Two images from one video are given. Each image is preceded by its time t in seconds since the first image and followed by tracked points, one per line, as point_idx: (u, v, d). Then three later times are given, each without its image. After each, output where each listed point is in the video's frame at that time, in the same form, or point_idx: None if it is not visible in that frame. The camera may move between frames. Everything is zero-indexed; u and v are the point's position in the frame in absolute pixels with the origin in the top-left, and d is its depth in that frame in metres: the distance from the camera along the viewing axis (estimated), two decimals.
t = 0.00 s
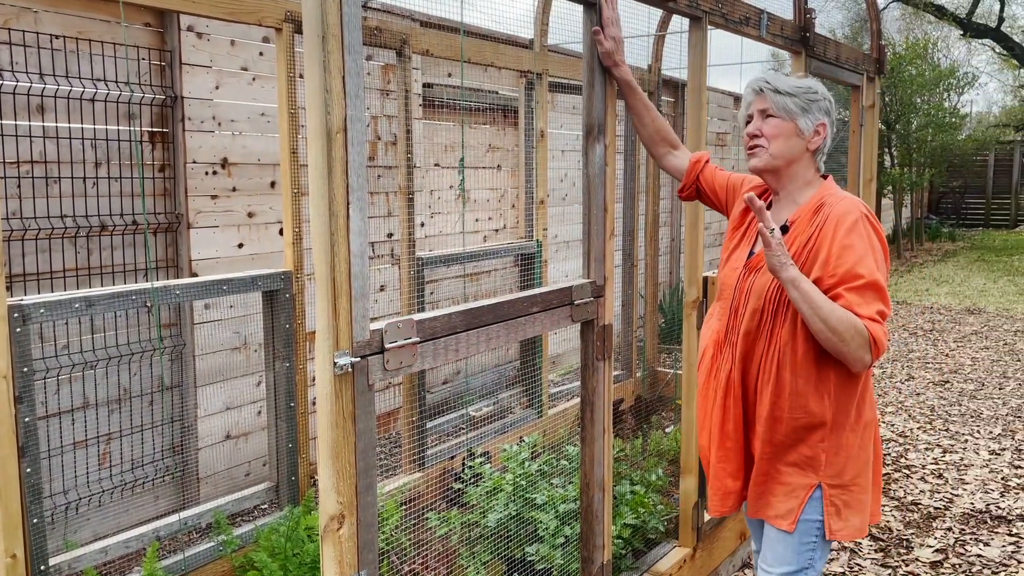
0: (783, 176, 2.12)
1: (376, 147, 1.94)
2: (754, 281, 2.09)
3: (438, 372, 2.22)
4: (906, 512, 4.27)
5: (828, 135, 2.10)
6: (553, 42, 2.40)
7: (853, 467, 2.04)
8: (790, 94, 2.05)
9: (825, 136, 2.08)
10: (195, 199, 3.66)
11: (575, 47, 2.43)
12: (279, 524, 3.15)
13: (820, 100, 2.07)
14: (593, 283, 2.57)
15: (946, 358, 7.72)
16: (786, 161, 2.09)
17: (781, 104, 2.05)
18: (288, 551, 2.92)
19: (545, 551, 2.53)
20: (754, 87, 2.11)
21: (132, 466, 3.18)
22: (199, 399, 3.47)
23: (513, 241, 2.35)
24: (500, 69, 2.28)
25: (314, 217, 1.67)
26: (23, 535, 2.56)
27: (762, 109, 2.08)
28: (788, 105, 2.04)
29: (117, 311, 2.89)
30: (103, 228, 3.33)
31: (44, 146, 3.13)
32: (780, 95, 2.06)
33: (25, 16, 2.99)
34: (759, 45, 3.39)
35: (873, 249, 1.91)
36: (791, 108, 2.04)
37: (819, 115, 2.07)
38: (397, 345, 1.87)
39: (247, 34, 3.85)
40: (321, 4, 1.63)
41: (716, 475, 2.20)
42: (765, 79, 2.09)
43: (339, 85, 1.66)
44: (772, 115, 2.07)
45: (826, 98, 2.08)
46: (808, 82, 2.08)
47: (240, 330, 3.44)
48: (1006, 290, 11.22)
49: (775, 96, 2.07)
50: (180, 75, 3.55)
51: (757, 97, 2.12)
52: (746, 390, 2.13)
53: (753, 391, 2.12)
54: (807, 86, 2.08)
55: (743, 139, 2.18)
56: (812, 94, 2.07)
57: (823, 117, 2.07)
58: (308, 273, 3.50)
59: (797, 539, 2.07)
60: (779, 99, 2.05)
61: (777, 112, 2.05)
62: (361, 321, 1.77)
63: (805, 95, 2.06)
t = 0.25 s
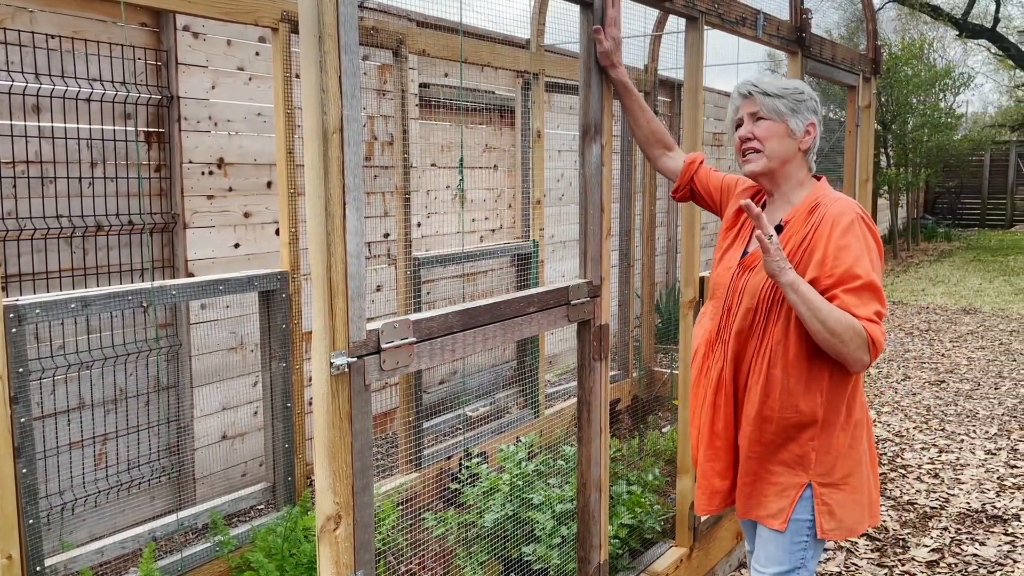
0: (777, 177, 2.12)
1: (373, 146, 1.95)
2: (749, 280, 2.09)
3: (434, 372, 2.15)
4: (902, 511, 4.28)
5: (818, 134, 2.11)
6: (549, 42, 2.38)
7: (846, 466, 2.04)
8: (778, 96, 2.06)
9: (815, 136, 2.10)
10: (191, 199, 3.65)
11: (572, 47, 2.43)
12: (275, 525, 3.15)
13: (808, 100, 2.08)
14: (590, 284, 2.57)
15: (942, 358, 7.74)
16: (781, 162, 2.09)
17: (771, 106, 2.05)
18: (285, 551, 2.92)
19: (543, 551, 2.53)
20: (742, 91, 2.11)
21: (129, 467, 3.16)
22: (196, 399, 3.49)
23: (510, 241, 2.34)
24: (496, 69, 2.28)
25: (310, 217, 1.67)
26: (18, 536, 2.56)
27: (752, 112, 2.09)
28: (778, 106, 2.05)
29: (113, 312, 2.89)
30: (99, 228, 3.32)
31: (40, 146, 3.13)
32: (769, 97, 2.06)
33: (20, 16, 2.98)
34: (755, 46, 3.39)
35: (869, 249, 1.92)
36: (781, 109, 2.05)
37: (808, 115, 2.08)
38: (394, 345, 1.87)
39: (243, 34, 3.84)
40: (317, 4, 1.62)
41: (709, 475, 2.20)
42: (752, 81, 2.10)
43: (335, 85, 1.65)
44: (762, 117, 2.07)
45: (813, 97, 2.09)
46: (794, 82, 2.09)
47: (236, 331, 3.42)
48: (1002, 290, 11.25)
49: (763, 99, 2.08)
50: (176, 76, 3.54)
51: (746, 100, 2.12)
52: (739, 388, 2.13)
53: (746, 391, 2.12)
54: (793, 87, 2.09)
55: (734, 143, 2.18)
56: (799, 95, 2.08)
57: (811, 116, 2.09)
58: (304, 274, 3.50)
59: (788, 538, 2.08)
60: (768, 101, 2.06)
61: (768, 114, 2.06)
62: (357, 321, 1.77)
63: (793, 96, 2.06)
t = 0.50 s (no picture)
0: (772, 178, 2.13)
1: (371, 147, 1.95)
2: (743, 280, 2.09)
3: (431, 372, 2.15)
4: (900, 511, 4.28)
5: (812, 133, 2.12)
6: (546, 42, 2.38)
7: (839, 466, 2.05)
8: (772, 97, 2.06)
9: (810, 136, 2.10)
10: (189, 200, 3.65)
11: (568, 47, 2.43)
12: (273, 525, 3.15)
13: (801, 101, 2.09)
14: (587, 284, 2.57)
15: (939, 358, 7.75)
16: (776, 162, 2.09)
17: (765, 108, 2.05)
18: (283, 552, 2.93)
19: (541, 551, 2.55)
20: (735, 93, 2.12)
21: (127, 468, 3.15)
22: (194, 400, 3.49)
23: (508, 241, 2.34)
24: (494, 69, 2.27)
25: (308, 217, 1.66)
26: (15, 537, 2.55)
27: (747, 114, 2.09)
28: (772, 108, 2.05)
29: (110, 312, 2.88)
30: (97, 228, 3.32)
31: (37, 146, 3.13)
32: (763, 99, 2.06)
33: (17, 16, 2.98)
34: (753, 47, 3.40)
35: (863, 249, 1.92)
36: (775, 110, 2.05)
37: (802, 115, 2.08)
38: (391, 345, 1.87)
39: (241, 34, 3.84)
40: (314, 4, 1.62)
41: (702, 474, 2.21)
42: (745, 83, 2.10)
43: (333, 86, 1.65)
44: (757, 119, 2.07)
45: (806, 97, 2.10)
46: (787, 83, 2.10)
47: (234, 331, 3.45)
48: (998, 290, 11.28)
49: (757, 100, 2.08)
50: (174, 76, 3.54)
51: (739, 102, 2.12)
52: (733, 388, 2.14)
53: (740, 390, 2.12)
54: (786, 88, 2.09)
55: (729, 144, 2.19)
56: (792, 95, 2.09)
57: (805, 116, 2.09)
58: (302, 274, 3.50)
59: (782, 540, 2.09)
60: (763, 103, 2.06)
61: (762, 116, 2.06)
62: (355, 321, 1.77)
63: (787, 97, 2.07)
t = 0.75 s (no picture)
0: (768, 178, 2.13)
1: (369, 147, 1.95)
2: (740, 280, 2.10)
3: (430, 373, 2.16)
4: (899, 512, 4.29)
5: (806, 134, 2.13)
6: (547, 43, 2.39)
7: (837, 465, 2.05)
8: (768, 99, 2.06)
9: (804, 136, 2.11)
10: (188, 200, 3.65)
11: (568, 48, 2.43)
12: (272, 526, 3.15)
13: (796, 102, 2.09)
14: (587, 284, 2.56)
15: (938, 358, 7.76)
16: (771, 163, 2.10)
17: (761, 109, 2.05)
18: (282, 553, 2.93)
19: (540, 552, 2.56)
20: (730, 95, 2.11)
21: (126, 468, 3.16)
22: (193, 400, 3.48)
23: (508, 241, 2.33)
24: (494, 70, 2.25)
25: (307, 217, 1.66)
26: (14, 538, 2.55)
27: (742, 115, 2.09)
28: (768, 110, 2.05)
29: (109, 312, 2.88)
30: (96, 228, 3.32)
31: (37, 147, 3.13)
32: (758, 100, 2.06)
33: (16, 16, 2.98)
34: (752, 47, 3.41)
35: (860, 248, 1.93)
36: (771, 112, 2.05)
37: (797, 116, 2.09)
38: (390, 346, 1.87)
39: (240, 35, 3.84)
40: (314, 4, 1.62)
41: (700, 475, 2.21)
42: (741, 85, 2.09)
43: (332, 86, 1.65)
44: (753, 121, 2.07)
45: (801, 98, 2.10)
46: (782, 85, 2.10)
47: (233, 332, 3.45)
48: (997, 291, 11.27)
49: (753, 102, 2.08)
50: (173, 77, 3.54)
51: (735, 104, 2.12)
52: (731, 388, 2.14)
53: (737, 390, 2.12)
54: (781, 89, 2.09)
55: (725, 145, 2.19)
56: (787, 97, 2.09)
57: (799, 117, 2.10)
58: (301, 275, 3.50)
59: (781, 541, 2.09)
60: (759, 105, 2.06)
61: (758, 117, 2.06)
62: (354, 321, 1.77)
63: (782, 98, 2.07)
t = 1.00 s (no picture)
0: (766, 180, 2.13)
1: (369, 149, 1.95)
2: (739, 280, 2.09)
3: (429, 375, 2.16)
4: (899, 513, 4.28)
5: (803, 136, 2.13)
6: (546, 45, 2.37)
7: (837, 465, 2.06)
8: (767, 102, 2.06)
9: (801, 138, 2.12)
10: (188, 201, 3.65)
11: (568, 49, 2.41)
12: (272, 527, 3.15)
13: (794, 104, 2.09)
14: (587, 286, 2.55)
15: (938, 359, 7.76)
16: (770, 164, 2.10)
17: (759, 111, 2.05)
18: (282, 554, 2.93)
19: (540, 553, 2.54)
20: (729, 96, 2.11)
21: (126, 469, 3.17)
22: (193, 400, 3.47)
23: (508, 242, 2.32)
24: (494, 70, 2.25)
25: (307, 219, 1.67)
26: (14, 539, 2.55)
27: (741, 117, 2.09)
28: (766, 112, 2.05)
29: (110, 313, 2.88)
30: (96, 229, 3.32)
31: (37, 148, 3.13)
32: (757, 102, 2.06)
33: (16, 17, 2.98)
34: (753, 48, 3.40)
35: (858, 248, 1.93)
36: (769, 113, 2.05)
37: (795, 118, 2.09)
38: (390, 347, 1.86)
39: (240, 36, 3.84)
40: (314, 5, 1.62)
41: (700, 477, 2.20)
42: (739, 87, 2.09)
43: (332, 87, 1.65)
44: (751, 123, 2.07)
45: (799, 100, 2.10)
46: (780, 87, 2.09)
47: (233, 333, 3.46)
48: (997, 292, 11.27)
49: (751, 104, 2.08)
50: (173, 78, 3.54)
51: (733, 105, 2.12)
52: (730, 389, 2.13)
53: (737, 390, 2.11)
54: (779, 92, 2.09)
55: (723, 147, 2.19)
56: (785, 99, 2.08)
57: (798, 119, 2.10)
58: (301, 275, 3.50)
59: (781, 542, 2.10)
60: (757, 107, 2.06)
61: (757, 120, 2.06)
62: (355, 322, 1.77)
63: (781, 101, 2.07)
